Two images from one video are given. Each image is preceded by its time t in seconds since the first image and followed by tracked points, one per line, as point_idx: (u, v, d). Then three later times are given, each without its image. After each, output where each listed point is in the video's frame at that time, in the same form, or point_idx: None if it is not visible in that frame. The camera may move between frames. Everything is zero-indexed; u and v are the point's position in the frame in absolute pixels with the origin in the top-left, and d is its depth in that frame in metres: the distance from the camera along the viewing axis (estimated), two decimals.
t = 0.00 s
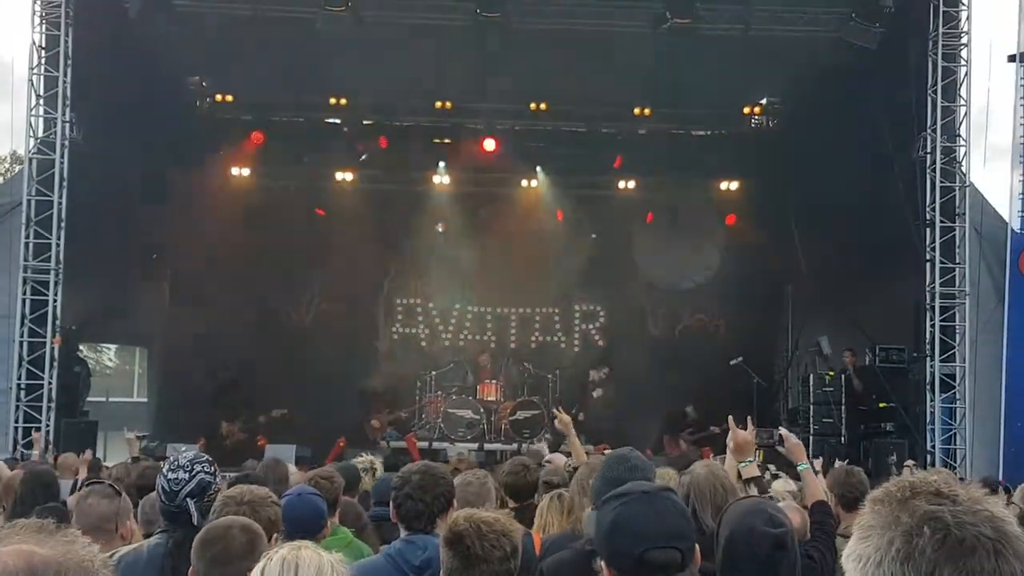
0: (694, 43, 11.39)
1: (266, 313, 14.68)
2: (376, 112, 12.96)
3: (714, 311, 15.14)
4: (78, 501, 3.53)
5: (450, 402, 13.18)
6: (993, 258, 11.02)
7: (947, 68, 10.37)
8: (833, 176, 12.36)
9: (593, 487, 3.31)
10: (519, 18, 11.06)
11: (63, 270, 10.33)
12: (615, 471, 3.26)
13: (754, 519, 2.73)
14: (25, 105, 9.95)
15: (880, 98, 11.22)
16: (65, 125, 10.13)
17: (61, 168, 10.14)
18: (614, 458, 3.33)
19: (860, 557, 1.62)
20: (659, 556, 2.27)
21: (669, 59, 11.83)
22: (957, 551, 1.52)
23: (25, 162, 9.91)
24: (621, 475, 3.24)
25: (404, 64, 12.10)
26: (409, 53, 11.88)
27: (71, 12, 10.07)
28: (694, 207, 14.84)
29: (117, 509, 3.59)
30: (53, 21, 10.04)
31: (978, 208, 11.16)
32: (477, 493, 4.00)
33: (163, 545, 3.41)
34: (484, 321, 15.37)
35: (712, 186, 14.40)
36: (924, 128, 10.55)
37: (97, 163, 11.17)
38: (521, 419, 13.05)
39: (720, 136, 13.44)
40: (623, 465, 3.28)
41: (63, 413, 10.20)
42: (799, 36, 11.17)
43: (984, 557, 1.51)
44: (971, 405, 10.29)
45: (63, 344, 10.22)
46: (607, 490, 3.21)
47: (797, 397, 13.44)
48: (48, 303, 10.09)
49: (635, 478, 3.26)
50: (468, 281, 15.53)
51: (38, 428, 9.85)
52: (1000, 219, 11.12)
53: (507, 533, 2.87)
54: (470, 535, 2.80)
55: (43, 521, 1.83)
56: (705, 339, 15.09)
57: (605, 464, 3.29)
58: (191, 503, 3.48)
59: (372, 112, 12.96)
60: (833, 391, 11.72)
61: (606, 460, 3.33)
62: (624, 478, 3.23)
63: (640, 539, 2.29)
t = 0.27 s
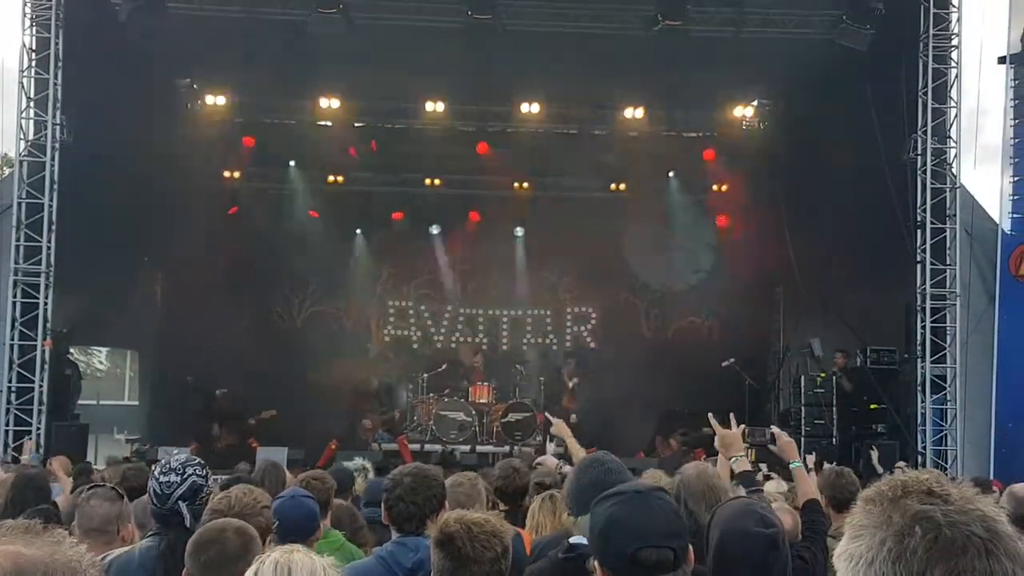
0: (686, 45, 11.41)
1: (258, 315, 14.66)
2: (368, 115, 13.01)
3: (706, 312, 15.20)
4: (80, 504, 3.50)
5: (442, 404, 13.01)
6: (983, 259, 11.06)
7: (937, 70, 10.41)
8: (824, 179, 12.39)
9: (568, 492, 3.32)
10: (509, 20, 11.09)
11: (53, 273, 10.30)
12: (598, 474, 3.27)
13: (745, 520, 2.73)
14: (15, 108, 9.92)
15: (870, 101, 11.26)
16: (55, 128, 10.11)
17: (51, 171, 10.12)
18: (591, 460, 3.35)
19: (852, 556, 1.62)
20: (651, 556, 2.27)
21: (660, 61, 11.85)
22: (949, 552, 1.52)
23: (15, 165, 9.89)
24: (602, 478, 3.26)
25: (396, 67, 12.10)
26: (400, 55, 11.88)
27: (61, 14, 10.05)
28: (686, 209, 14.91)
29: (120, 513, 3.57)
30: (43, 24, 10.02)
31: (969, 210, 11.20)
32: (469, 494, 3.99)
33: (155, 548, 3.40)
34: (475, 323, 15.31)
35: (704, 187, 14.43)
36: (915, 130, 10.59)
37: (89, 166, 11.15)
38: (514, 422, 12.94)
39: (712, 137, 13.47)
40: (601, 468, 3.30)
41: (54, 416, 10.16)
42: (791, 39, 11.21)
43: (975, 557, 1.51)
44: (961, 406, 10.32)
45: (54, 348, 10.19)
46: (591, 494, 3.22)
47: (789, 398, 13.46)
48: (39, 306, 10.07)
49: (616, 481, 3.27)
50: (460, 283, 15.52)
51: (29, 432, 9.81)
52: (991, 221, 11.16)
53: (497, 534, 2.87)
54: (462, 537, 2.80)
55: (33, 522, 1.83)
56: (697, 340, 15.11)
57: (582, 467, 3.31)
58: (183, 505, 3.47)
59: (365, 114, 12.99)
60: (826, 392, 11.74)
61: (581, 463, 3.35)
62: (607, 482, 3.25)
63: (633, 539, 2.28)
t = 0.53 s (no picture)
0: (685, 44, 11.41)
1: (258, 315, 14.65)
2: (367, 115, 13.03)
3: (705, 313, 15.23)
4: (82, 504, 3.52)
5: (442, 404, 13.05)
6: (983, 258, 11.06)
7: (937, 69, 10.40)
8: (823, 178, 12.40)
9: (578, 489, 3.32)
10: (508, 20, 11.12)
11: (53, 275, 10.30)
12: (599, 474, 3.27)
13: (746, 520, 2.73)
14: (15, 109, 9.92)
15: (870, 100, 11.26)
16: (55, 129, 10.10)
17: (51, 172, 10.12)
18: (593, 460, 3.35)
19: (854, 555, 1.62)
20: (653, 553, 2.26)
21: (660, 60, 11.84)
22: (952, 552, 1.52)
23: (15, 166, 9.89)
24: (605, 478, 3.26)
25: (395, 67, 12.09)
26: (400, 55, 11.87)
27: (61, 15, 10.06)
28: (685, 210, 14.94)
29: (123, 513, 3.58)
30: (43, 24, 10.03)
31: (968, 209, 11.20)
32: (468, 494, 3.99)
33: (156, 547, 3.40)
34: (475, 323, 15.40)
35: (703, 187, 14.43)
36: (914, 129, 10.59)
37: (89, 167, 11.15)
38: (513, 422, 13.01)
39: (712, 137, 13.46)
40: (604, 468, 3.30)
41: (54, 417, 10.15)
42: (789, 41, 11.26)
43: (978, 557, 1.51)
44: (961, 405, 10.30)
45: (54, 348, 10.18)
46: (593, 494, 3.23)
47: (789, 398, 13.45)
48: (39, 307, 10.07)
49: (619, 480, 3.27)
50: (460, 284, 15.52)
51: (29, 433, 9.80)
52: (991, 220, 11.16)
53: (499, 532, 2.87)
54: (463, 535, 2.79)
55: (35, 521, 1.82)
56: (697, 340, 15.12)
57: (584, 467, 3.31)
58: (184, 504, 3.48)
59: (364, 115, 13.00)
60: (826, 392, 11.77)
61: (582, 463, 3.35)
62: (609, 483, 3.25)
63: (636, 536, 2.28)
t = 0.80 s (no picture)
0: (682, 44, 11.42)
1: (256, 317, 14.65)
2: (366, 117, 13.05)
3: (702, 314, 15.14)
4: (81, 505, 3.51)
5: (440, 406, 13.06)
6: (981, 258, 11.07)
7: (934, 69, 10.40)
8: (821, 179, 12.41)
9: (579, 489, 3.33)
10: (506, 20, 11.11)
11: (51, 277, 10.29)
12: (600, 473, 3.28)
13: (743, 519, 2.73)
14: (12, 111, 9.91)
15: (867, 100, 11.27)
16: (53, 132, 10.10)
17: (49, 174, 10.11)
18: (598, 459, 3.36)
19: (855, 555, 1.61)
20: (653, 552, 2.27)
21: (658, 60, 11.84)
22: (952, 551, 1.51)
23: (12, 169, 9.88)
24: (609, 479, 3.27)
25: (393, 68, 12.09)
26: (397, 56, 11.86)
27: (59, 18, 10.06)
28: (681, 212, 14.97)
29: (122, 514, 3.57)
30: (40, 27, 10.02)
31: (966, 208, 11.22)
32: (467, 494, 3.98)
33: (154, 549, 3.39)
34: (473, 325, 15.55)
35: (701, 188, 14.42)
36: (911, 129, 10.58)
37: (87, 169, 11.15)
38: (511, 423, 13.07)
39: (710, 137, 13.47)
40: (608, 467, 3.30)
41: (52, 420, 10.14)
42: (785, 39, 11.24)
43: (978, 556, 1.51)
44: (959, 405, 10.33)
45: (52, 351, 10.17)
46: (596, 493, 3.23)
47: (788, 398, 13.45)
48: (37, 310, 10.05)
49: (621, 479, 3.28)
50: (456, 286, 15.65)
51: (27, 435, 9.78)
52: (988, 219, 11.18)
53: (499, 532, 2.86)
54: (462, 535, 2.79)
55: (35, 522, 1.81)
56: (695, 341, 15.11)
57: (588, 467, 3.31)
58: (183, 506, 3.47)
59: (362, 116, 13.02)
60: (824, 394, 11.65)
61: (587, 462, 3.35)
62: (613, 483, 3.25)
63: (636, 535, 2.28)
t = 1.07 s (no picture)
0: (671, 48, 11.45)
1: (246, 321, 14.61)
2: (356, 120, 13.05)
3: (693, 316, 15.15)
4: (73, 510, 3.51)
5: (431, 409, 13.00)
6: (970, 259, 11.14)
7: (922, 72, 10.46)
8: (810, 181, 12.43)
9: (571, 495, 3.34)
10: (495, 23, 11.13)
11: (41, 281, 10.27)
12: (593, 476, 3.28)
13: (734, 522, 2.74)
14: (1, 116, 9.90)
15: (856, 103, 11.30)
16: (41, 136, 10.08)
17: (38, 178, 10.08)
18: (594, 461, 3.35)
19: (847, 557, 1.62)
20: (648, 554, 2.27)
21: (646, 64, 11.87)
22: (945, 554, 1.52)
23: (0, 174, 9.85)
24: (604, 482, 3.26)
25: (383, 72, 12.09)
26: (386, 60, 11.87)
27: (47, 22, 10.05)
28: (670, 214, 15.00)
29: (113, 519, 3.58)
30: (29, 31, 10.01)
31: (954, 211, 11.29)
32: (460, 498, 3.98)
33: (144, 555, 3.39)
34: (464, 329, 15.33)
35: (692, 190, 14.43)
36: (900, 132, 10.65)
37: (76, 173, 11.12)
38: (503, 425, 13.13)
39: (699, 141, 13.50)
40: (603, 470, 3.30)
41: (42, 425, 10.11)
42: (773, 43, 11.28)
43: (969, 560, 1.52)
44: (949, 406, 10.41)
45: (42, 356, 10.14)
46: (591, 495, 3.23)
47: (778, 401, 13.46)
48: (26, 315, 10.02)
49: (616, 482, 3.27)
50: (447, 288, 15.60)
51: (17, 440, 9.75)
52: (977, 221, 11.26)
53: (492, 536, 2.86)
54: (456, 539, 2.79)
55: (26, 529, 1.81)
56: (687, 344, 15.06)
57: (583, 469, 3.31)
58: (174, 511, 3.46)
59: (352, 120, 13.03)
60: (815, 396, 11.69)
61: (583, 464, 3.35)
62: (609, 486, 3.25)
63: (630, 536, 2.29)
